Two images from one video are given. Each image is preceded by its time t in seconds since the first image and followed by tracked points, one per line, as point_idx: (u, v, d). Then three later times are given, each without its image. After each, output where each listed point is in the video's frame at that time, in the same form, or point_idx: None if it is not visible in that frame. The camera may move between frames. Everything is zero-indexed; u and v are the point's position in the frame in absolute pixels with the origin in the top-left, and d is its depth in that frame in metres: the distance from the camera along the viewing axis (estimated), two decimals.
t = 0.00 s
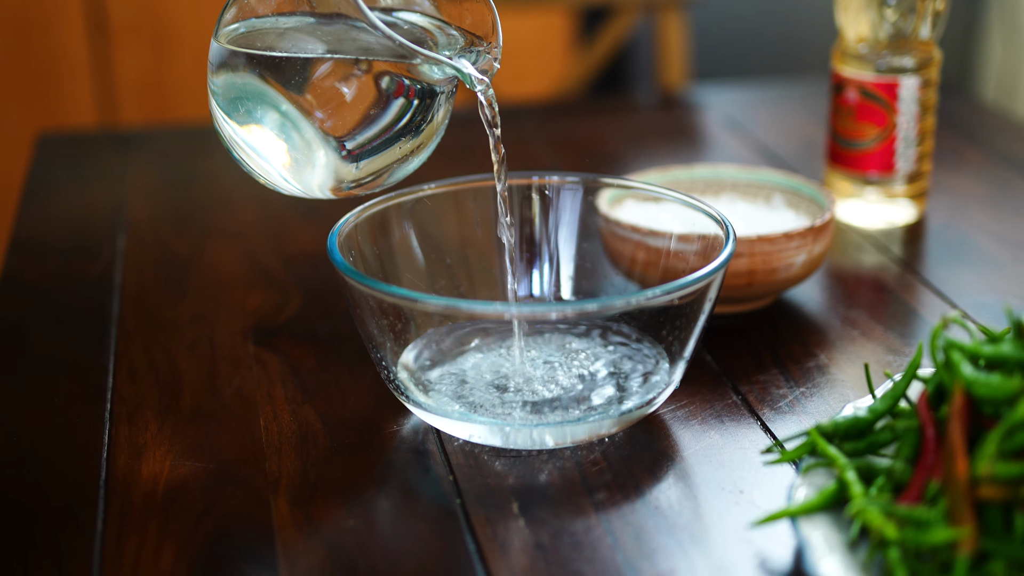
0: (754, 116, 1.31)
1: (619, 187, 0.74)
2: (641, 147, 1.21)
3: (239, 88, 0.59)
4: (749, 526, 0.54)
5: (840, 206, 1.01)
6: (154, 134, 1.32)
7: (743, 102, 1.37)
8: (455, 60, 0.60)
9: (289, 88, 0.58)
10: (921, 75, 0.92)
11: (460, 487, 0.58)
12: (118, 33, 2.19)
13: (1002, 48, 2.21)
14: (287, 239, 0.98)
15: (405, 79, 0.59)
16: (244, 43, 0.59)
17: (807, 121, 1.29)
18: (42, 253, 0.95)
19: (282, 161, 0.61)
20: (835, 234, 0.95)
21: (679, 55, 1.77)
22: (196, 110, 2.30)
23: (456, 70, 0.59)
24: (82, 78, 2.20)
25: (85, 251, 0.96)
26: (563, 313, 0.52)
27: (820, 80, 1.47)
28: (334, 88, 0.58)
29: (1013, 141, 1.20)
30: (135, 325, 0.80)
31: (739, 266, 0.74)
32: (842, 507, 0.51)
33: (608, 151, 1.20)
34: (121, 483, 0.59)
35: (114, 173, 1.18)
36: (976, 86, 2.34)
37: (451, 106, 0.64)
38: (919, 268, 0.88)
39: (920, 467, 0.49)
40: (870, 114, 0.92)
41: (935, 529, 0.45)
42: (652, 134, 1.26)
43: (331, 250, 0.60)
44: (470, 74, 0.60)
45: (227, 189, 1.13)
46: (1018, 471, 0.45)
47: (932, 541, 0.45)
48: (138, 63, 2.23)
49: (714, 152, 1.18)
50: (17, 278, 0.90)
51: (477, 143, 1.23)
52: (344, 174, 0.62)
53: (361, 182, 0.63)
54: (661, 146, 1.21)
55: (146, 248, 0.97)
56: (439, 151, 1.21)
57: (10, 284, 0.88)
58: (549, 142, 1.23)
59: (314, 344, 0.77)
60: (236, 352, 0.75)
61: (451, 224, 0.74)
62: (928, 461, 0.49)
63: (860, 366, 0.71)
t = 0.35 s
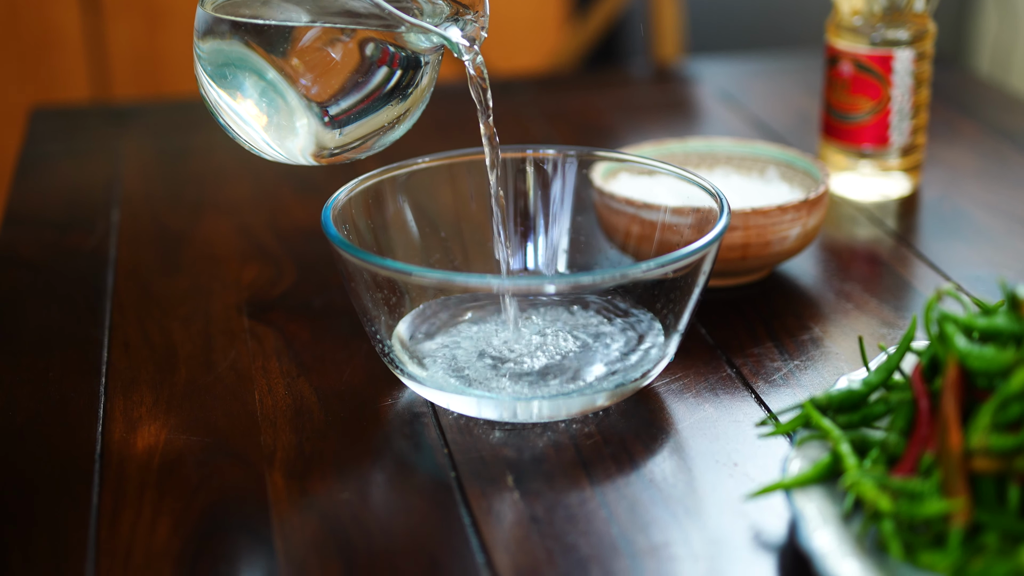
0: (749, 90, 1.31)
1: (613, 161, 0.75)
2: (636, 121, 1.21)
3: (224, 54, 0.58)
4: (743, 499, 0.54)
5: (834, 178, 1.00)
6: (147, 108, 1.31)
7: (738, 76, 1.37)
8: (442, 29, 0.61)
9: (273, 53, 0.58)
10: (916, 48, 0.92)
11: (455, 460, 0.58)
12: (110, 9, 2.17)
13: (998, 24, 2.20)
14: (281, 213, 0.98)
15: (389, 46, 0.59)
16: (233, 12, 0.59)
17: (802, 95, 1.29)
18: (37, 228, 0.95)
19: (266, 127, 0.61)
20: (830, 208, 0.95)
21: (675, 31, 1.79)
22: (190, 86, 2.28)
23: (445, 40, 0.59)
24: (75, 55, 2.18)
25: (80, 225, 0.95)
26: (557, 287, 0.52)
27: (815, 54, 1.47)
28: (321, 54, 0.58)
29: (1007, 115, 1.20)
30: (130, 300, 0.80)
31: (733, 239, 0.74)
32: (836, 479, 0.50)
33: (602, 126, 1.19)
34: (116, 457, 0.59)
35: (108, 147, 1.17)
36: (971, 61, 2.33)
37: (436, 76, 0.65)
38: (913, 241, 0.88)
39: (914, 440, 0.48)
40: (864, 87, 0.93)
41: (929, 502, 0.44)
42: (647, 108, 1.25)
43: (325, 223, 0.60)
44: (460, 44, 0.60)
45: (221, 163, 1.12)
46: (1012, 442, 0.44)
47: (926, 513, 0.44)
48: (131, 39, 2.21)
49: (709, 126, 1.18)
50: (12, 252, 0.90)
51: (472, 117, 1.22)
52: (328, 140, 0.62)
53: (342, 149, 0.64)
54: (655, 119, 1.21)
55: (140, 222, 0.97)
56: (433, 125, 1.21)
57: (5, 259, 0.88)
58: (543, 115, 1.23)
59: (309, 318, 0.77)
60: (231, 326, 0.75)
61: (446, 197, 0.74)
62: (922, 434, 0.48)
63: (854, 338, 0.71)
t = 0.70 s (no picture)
0: (747, 82, 1.31)
1: (613, 153, 0.74)
2: (635, 113, 1.21)
3: (218, 47, 0.58)
4: (743, 491, 0.54)
5: (833, 171, 1.01)
6: (147, 101, 1.31)
7: (738, 68, 1.37)
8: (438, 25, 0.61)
9: (265, 45, 0.57)
10: (915, 40, 0.92)
11: (455, 453, 0.58)
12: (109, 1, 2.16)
13: (997, 15, 2.19)
14: (280, 205, 0.98)
15: (383, 41, 0.59)
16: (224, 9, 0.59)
17: (801, 87, 1.29)
18: (37, 220, 0.95)
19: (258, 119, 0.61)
20: (829, 200, 0.95)
21: (672, 25, 1.79)
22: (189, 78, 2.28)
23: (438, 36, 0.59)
24: (74, 47, 2.18)
25: (79, 217, 0.95)
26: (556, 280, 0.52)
27: (814, 47, 1.47)
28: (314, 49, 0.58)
29: (1006, 107, 1.20)
30: (130, 292, 0.80)
31: (732, 232, 0.74)
32: (835, 471, 0.50)
33: (601, 118, 1.19)
34: (116, 449, 0.59)
35: (108, 139, 1.17)
36: (970, 54, 2.33)
37: (429, 70, 0.65)
38: (912, 234, 0.88)
39: (914, 432, 0.48)
40: (863, 80, 0.92)
41: (927, 494, 0.44)
42: (646, 100, 1.25)
43: (324, 215, 0.60)
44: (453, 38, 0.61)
45: (220, 156, 1.12)
46: (1011, 434, 0.44)
47: (925, 506, 0.44)
48: (129, 31, 2.20)
49: (708, 118, 1.17)
50: (12, 244, 0.89)
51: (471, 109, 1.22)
52: (318, 134, 0.62)
53: (335, 142, 0.64)
54: (655, 112, 1.21)
55: (140, 214, 0.97)
56: (432, 117, 1.20)
57: (5, 250, 0.88)
58: (542, 107, 1.23)
59: (308, 310, 0.77)
60: (231, 318, 0.75)
61: (445, 189, 0.74)
62: (921, 426, 0.48)
63: (853, 331, 0.71)
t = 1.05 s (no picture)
0: (747, 83, 1.31)
1: (612, 155, 0.74)
2: (634, 114, 1.21)
3: (216, 47, 0.58)
4: (743, 492, 0.54)
5: (833, 172, 1.01)
6: (146, 101, 1.31)
7: (738, 69, 1.37)
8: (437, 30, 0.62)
9: (261, 45, 0.57)
10: (915, 41, 0.92)
11: (454, 454, 0.58)
12: (110, 2, 2.16)
13: (997, 16, 2.19)
14: (279, 206, 0.98)
15: (380, 43, 0.59)
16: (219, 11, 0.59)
17: (801, 88, 1.29)
18: (36, 220, 0.95)
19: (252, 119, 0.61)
20: (828, 201, 0.95)
21: (673, 26, 1.79)
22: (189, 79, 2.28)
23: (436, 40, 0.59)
24: (74, 48, 2.18)
25: (79, 218, 0.95)
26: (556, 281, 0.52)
27: (814, 47, 1.47)
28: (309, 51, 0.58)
29: (1006, 108, 1.20)
30: (129, 292, 0.80)
31: (732, 233, 0.74)
32: (835, 472, 0.50)
33: (601, 119, 1.19)
34: (116, 449, 0.59)
35: (108, 140, 1.17)
36: (970, 53, 2.32)
37: (426, 72, 0.65)
38: (912, 235, 0.88)
39: (914, 433, 0.48)
40: (863, 81, 0.92)
41: (927, 495, 0.44)
42: (646, 101, 1.25)
43: (324, 216, 0.60)
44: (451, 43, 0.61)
45: (220, 156, 1.12)
46: (1011, 435, 0.44)
47: (925, 507, 0.44)
48: (129, 32, 2.20)
49: (708, 119, 1.17)
50: (11, 245, 0.89)
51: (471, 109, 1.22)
52: (310, 135, 0.62)
53: (332, 141, 0.64)
54: (654, 112, 1.21)
55: (140, 214, 0.97)
56: (432, 117, 1.20)
57: (4, 251, 0.88)
58: (542, 108, 1.23)
59: (308, 311, 0.77)
60: (230, 318, 0.75)
61: (444, 190, 0.74)
62: (921, 427, 0.48)
63: (853, 332, 0.71)
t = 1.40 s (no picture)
0: (746, 89, 1.31)
1: (612, 161, 0.75)
2: (633, 119, 1.21)
3: (224, 51, 0.58)
4: (743, 498, 0.54)
5: (833, 178, 1.01)
6: (146, 107, 1.31)
7: (738, 75, 1.37)
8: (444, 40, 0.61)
9: (268, 50, 0.57)
10: (915, 47, 0.92)
11: (454, 460, 0.58)
12: (111, 9, 2.17)
13: (997, 21, 2.20)
14: (280, 212, 0.98)
15: (387, 52, 0.59)
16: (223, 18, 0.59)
17: (800, 94, 1.29)
18: (36, 226, 0.95)
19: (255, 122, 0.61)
20: (828, 207, 0.95)
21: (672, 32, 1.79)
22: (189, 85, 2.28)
23: (443, 51, 0.59)
24: (75, 54, 2.18)
25: (79, 224, 0.96)
26: (560, 285, 0.52)
27: (813, 53, 1.47)
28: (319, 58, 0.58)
29: (1005, 114, 1.20)
30: (129, 298, 0.80)
31: (732, 239, 0.74)
32: (835, 478, 0.50)
33: (601, 124, 1.19)
34: (116, 455, 0.59)
35: (108, 146, 1.18)
36: (969, 59, 2.33)
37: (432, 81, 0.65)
38: (912, 240, 0.88)
39: (914, 439, 0.48)
40: (862, 87, 0.93)
41: (927, 501, 0.44)
42: (644, 107, 1.26)
43: (324, 222, 0.60)
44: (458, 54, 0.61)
45: (221, 162, 1.13)
46: (1011, 441, 0.44)
47: (925, 512, 0.44)
48: (129, 38, 2.21)
49: (708, 124, 1.18)
50: (12, 251, 0.90)
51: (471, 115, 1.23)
52: (314, 140, 0.62)
53: (339, 146, 0.64)
54: (654, 118, 1.21)
55: (140, 220, 0.97)
56: (432, 123, 1.21)
57: (5, 257, 0.88)
58: (541, 114, 1.23)
59: (308, 316, 0.77)
60: (230, 324, 0.75)
61: (445, 196, 0.74)
62: (921, 433, 0.48)
63: (852, 338, 0.71)
